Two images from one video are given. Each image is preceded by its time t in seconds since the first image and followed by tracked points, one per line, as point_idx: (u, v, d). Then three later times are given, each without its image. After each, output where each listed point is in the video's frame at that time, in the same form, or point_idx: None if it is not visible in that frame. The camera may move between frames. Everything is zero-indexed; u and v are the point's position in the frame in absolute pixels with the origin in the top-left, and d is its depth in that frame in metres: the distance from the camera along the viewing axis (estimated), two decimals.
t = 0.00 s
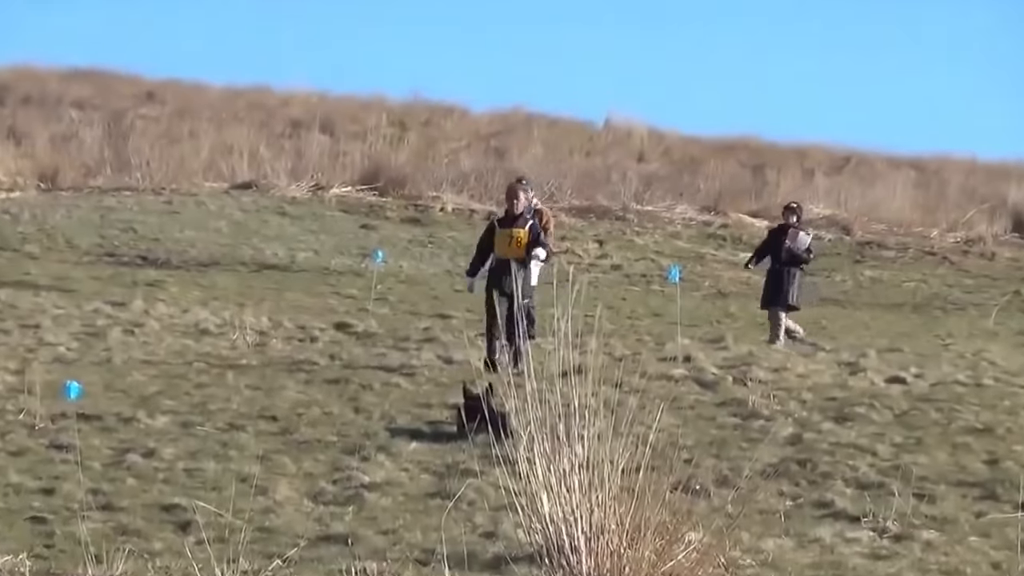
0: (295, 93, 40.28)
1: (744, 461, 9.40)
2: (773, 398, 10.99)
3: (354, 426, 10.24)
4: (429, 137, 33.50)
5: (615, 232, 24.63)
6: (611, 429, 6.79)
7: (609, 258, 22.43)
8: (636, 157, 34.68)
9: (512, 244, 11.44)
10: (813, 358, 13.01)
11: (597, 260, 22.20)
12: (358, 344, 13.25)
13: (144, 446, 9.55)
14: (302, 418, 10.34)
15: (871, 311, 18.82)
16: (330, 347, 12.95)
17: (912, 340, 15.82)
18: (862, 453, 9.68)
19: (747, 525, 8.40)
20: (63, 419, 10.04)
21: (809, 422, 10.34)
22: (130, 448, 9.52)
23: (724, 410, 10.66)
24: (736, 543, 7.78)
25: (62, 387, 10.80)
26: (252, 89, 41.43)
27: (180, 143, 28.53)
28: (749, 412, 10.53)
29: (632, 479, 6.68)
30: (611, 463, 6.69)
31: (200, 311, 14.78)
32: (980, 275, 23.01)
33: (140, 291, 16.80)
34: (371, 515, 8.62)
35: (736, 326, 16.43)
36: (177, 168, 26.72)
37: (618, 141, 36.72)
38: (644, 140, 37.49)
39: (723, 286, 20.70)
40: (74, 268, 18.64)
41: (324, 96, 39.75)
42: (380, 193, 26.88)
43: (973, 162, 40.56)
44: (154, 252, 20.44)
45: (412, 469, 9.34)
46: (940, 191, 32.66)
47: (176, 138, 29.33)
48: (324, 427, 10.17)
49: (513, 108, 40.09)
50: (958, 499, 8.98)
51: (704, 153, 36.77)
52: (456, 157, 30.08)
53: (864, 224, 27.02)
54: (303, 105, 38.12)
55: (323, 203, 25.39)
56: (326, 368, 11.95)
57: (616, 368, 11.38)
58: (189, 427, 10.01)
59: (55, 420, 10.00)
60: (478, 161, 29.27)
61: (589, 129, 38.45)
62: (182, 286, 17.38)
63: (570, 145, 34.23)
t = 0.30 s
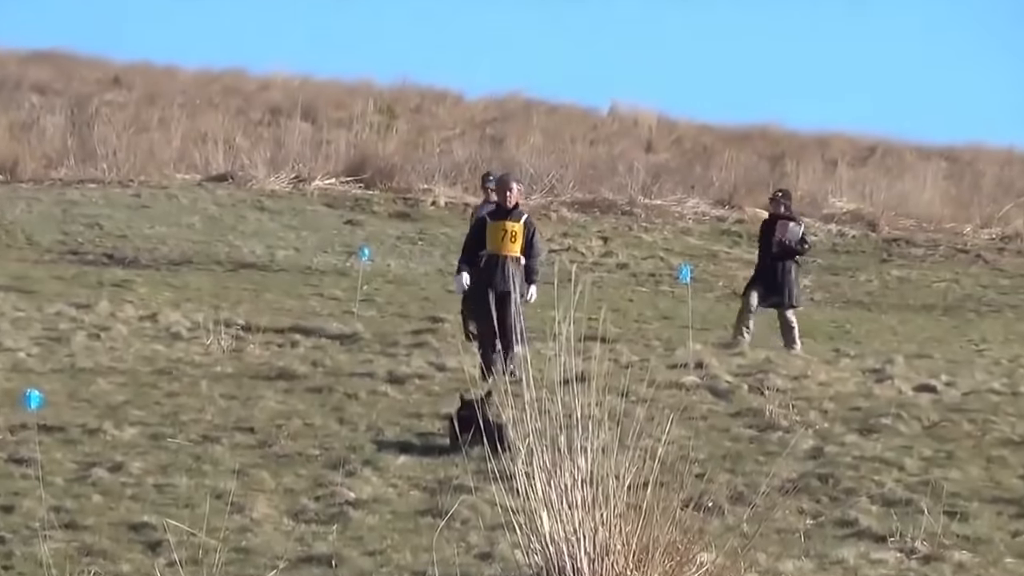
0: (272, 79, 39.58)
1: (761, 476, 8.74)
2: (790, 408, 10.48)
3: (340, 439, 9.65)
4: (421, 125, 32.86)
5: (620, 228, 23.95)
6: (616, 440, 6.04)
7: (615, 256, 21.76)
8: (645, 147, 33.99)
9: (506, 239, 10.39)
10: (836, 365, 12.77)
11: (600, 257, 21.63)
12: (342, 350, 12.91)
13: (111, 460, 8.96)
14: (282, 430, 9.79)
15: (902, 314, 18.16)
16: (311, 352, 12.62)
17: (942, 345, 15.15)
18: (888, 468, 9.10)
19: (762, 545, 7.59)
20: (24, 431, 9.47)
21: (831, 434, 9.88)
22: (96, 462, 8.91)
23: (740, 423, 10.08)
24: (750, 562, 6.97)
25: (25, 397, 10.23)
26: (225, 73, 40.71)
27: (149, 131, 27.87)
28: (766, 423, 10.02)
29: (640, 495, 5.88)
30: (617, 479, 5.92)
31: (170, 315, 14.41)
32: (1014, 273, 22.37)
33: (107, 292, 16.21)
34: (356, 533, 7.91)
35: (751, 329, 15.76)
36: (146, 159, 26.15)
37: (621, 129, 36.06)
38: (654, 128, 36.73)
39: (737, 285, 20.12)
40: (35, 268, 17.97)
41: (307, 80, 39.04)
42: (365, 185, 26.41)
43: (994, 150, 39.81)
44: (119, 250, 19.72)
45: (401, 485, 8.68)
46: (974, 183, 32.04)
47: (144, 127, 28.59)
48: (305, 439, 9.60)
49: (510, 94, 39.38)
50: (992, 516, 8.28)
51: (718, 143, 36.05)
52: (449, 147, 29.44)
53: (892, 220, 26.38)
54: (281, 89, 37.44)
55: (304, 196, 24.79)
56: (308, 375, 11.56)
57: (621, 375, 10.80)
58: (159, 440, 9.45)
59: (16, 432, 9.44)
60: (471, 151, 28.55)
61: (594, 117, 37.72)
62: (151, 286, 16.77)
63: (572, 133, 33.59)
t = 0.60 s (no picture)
0: (264, 72, 39.37)
1: (765, 480, 8.55)
2: (795, 410, 10.31)
3: (334, 441, 9.47)
4: (416, 121, 32.68)
5: (621, 225, 23.75)
6: (617, 443, 5.80)
7: (615, 255, 21.55)
8: (646, 143, 33.79)
9: (503, 244, 10.09)
10: (843, 366, 12.56)
11: (601, 255, 21.45)
12: (337, 350, 12.74)
13: (99, 463, 8.78)
14: (274, 433, 9.61)
15: (911, 314, 17.94)
16: (304, 353, 12.45)
17: (951, 346, 14.92)
18: (895, 471, 8.92)
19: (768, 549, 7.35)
20: (9, 434, 9.30)
21: (836, 437, 9.69)
22: (84, 465, 8.75)
23: (743, 425, 9.89)
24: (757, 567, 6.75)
25: (11, 398, 10.05)
26: (217, 66, 40.51)
27: (138, 127, 27.65)
28: (770, 425, 9.83)
29: (641, 499, 5.64)
30: (619, 483, 5.67)
31: (160, 315, 14.22)
32: None
33: (94, 290, 16.03)
34: (350, 537, 7.68)
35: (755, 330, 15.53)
36: (135, 155, 25.92)
37: (621, 124, 35.85)
38: (655, 122, 36.50)
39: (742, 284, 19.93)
40: (22, 266, 17.77)
41: (300, 74, 38.85)
42: (359, 181, 26.25)
43: (999, 145, 39.56)
44: (106, 247, 19.55)
45: (396, 489, 8.50)
46: (983, 180, 31.80)
47: (133, 122, 28.37)
48: (297, 442, 9.43)
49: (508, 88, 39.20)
50: (1002, 521, 8.09)
51: (721, 138, 35.83)
52: (446, 143, 29.27)
53: (900, 217, 26.20)
54: (273, 83, 37.22)
55: (296, 192, 24.61)
56: (302, 376, 11.38)
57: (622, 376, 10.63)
58: (148, 443, 9.28)
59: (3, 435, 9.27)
60: (469, 146, 28.34)
61: (594, 112, 37.52)
62: (140, 285, 16.58)
63: (572, 129, 33.40)
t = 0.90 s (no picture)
0: (261, 71, 39.38)
1: (763, 480, 8.56)
2: (793, 411, 10.29)
3: (331, 441, 9.47)
4: (415, 121, 32.68)
5: (619, 225, 23.75)
6: (614, 443, 5.78)
7: (613, 254, 21.55)
8: (644, 143, 33.80)
9: (501, 234, 9.98)
10: (841, 366, 12.55)
11: (599, 255, 21.44)
12: (334, 350, 12.72)
13: (97, 462, 8.78)
14: (272, 432, 9.61)
15: (909, 314, 17.95)
16: (302, 352, 12.44)
17: (949, 346, 14.93)
18: (893, 471, 8.93)
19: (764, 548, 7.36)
20: (6, 433, 9.31)
21: (834, 437, 9.70)
22: (82, 464, 8.75)
23: (739, 426, 9.89)
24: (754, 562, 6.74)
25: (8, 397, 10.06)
26: (215, 65, 40.53)
27: (135, 126, 27.65)
28: (768, 425, 9.83)
29: (638, 499, 5.63)
30: (616, 483, 5.67)
31: (158, 313, 14.21)
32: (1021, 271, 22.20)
33: (92, 289, 16.03)
34: (347, 537, 7.67)
35: (753, 330, 15.53)
36: (133, 154, 25.89)
37: (620, 124, 35.84)
38: (653, 122, 36.51)
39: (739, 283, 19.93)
40: (19, 264, 17.76)
41: (298, 73, 38.86)
42: (357, 180, 26.25)
43: (997, 145, 39.58)
44: (105, 246, 19.56)
45: (394, 488, 8.50)
46: (981, 180, 31.81)
47: (130, 121, 28.37)
48: (295, 441, 9.43)
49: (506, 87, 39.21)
50: (999, 522, 8.09)
51: (719, 138, 35.84)
52: (443, 143, 29.27)
53: (897, 217, 26.19)
54: (272, 83, 37.22)
55: (294, 192, 24.61)
56: (299, 376, 11.37)
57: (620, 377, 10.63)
58: (146, 442, 9.28)
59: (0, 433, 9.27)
60: (466, 146, 28.34)
61: (592, 111, 37.54)
62: (137, 284, 16.58)
63: (570, 129, 33.40)
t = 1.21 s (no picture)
0: (258, 70, 39.34)
1: (759, 480, 8.56)
2: (789, 410, 10.28)
3: (328, 439, 9.46)
4: (412, 120, 32.66)
5: (616, 224, 23.73)
6: (611, 442, 5.78)
7: (610, 253, 21.54)
8: (641, 142, 33.78)
9: (491, 246, 9.84)
10: (836, 366, 12.55)
11: (596, 254, 21.42)
12: (330, 349, 12.71)
13: (93, 460, 8.77)
14: (268, 430, 9.60)
15: (904, 314, 17.93)
16: (298, 351, 12.44)
17: (945, 346, 14.91)
18: (889, 471, 8.94)
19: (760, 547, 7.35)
20: (2, 431, 9.30)
21: (830, 436, 9.69)
22: (78, 462, 8.75)
23: (736, 425, 9.88)
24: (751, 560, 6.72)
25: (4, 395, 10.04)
26: (211, 64, 40.52)
27: (132, 124, 27.63)
28: (764, 424, 9.83)
29: (634, 498, 5.62)
30: (612, 482, 5.66)
31: (154, 313, 14.20)
32: (1018, 271, 22.21)
33: (87, 287, 16.02)
34: (344, 535, 7.67)
35: (749, 330, 15.50)
36: (130, 152, 25.86)
37: (617, 123, 35.82)
38: (650, 121, 36.49)
39: (736, 283, 19.91)
40: (15, 262, 17.75)
41: (293, 72, 38.84)
42: (354, 179, 26.22)
43: (994, 143, 39.57)
44: (101, 245, 19.55)
45: (390, 486, 8.49)
46: (977, 180, 31.79)
47: (127, 120, 28.35)
48: (291, 439, 9.43)
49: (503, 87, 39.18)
50: (995, 521, 8.08)
51: (715, 137, 35.82)
52: (440, 142, 29.25)
53: (894, 217, 26.17)
54: (268, 82, 37.18)
55: (291, 190, 24.59)
56: (295, 374, 11.36)
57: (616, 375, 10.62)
58: (142, 441, 9.27)
59: None
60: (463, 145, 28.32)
61: (588, 110, 37.51)
62: (132, 282, 16.57)
63: (567, 128, 33.38)
